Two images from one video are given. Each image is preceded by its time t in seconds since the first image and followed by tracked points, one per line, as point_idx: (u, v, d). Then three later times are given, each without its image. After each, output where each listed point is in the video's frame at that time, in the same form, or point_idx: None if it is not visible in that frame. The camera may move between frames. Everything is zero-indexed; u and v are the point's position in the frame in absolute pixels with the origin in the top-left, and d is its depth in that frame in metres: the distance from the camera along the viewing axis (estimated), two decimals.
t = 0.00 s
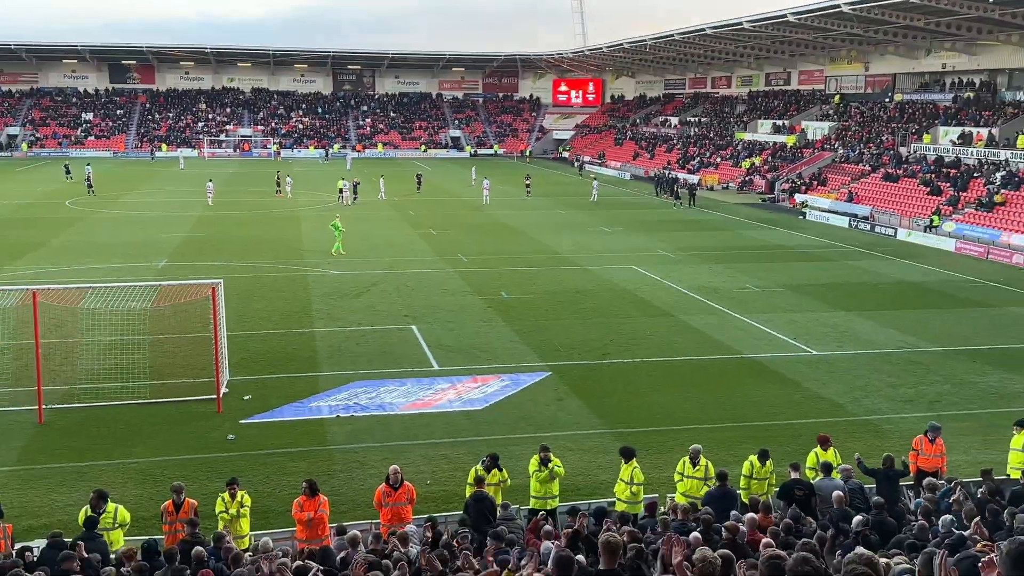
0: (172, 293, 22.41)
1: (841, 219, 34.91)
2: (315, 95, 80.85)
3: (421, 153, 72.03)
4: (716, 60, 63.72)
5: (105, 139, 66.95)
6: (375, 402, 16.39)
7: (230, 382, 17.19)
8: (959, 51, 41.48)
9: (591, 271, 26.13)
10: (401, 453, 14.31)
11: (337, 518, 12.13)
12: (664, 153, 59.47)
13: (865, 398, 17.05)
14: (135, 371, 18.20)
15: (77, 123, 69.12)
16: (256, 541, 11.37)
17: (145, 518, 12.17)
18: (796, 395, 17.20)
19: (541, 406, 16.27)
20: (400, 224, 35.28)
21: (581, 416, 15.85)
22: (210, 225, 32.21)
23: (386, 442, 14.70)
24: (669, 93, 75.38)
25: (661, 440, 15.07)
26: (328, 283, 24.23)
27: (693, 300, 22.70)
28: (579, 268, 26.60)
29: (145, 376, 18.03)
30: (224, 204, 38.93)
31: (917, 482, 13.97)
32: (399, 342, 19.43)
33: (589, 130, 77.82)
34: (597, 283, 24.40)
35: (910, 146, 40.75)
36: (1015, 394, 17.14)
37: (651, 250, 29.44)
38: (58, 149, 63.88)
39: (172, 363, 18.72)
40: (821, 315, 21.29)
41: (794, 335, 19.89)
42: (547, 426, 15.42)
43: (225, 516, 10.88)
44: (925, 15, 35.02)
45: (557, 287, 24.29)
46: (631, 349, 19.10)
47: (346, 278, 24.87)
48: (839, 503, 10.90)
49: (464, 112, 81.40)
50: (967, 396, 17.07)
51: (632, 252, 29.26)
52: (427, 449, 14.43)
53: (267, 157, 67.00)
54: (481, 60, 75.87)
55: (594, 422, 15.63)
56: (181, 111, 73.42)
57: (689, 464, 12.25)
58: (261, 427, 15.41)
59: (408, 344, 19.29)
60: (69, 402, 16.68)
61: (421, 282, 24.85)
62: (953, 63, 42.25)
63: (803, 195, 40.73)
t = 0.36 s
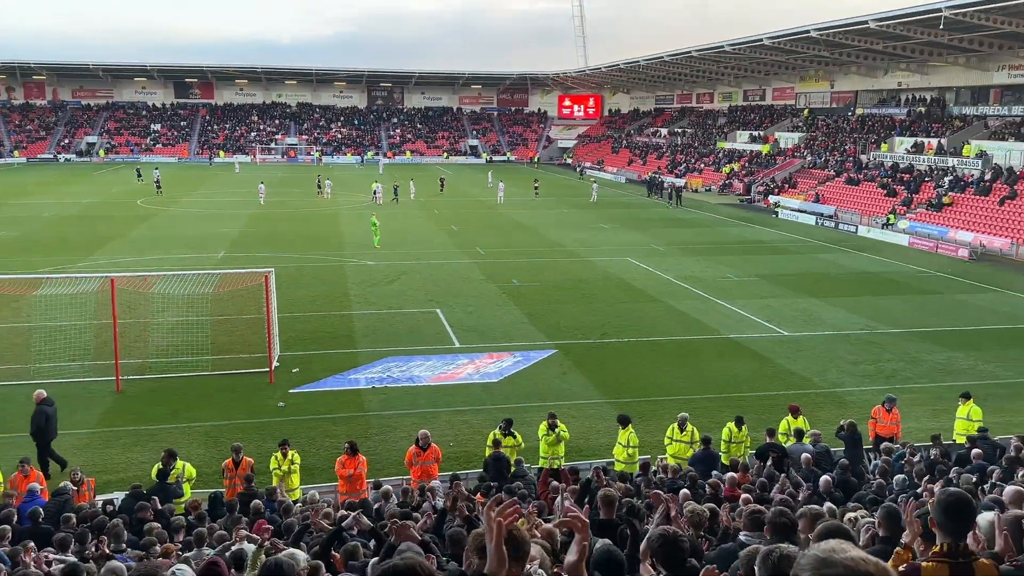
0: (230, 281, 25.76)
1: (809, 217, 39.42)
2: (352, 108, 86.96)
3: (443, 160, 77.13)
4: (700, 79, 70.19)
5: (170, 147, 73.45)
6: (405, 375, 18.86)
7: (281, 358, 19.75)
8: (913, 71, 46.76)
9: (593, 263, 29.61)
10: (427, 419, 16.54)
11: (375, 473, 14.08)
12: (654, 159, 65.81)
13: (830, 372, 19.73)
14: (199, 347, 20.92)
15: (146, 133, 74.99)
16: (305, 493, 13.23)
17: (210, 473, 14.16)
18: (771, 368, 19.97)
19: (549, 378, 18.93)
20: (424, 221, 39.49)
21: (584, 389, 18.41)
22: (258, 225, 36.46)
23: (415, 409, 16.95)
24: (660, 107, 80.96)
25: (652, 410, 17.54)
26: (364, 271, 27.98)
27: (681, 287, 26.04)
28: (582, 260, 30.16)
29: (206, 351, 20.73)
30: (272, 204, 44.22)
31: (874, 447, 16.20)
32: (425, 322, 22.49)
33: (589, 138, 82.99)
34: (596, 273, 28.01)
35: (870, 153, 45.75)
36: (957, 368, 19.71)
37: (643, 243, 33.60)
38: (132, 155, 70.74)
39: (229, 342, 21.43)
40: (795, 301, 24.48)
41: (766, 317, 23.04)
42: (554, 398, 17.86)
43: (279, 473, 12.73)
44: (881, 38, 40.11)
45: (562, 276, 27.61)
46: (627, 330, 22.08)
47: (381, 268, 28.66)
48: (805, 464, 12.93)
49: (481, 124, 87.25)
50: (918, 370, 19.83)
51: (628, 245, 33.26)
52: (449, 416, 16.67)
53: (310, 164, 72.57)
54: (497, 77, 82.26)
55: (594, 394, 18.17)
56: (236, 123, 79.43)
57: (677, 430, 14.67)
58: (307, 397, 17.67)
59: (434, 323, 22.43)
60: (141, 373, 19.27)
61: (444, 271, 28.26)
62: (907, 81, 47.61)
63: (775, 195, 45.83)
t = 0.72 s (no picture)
0: (251, 273, 27.85)
1: (775, 214, 43.83)
2: (361, 116, 89.81)
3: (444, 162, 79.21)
4: (677, 88, 74.66)
5: (196, 150, 76.38)
6: (411, 357, 20.44)
7: (298, 342, 21.19)
8: (871, 81, 51.05)
9: (581, 257, 32.14)
10: (431, 398, 17.75)
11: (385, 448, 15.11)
12: (636, 161, 69.97)
13: (796, 354, 20.69)
14: (223, 332, 22.34)
15: (174, 137, 77.97)
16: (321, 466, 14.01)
17: (236, 447, 14.90)
18: (741, 351, 20.98)
19: (543, 359, 20.41)
20: (425, 218, 41.99)
21: (575, 367, 19.79)
22: (272, 224, 38.99)
23: (420, 389, 18.21)
24: (640, 113, 84.60)
25: (637, 387, 18.46)
26: (373, 263, 30.48)
27: (661, 279, 28.58)
28: (571, 254, 32.68)
29: (232, 336, 22.03)
30: (286, 203, 47.24)
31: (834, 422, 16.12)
32: (429, 310, 24.74)
33: (577, 142, 85.91)
34: (585, 265, 30.68)
35: (832, 156, 49.96)
36: (913, 350, 20.96)
37: (625, 238, 36.57)
38: (160, 157, 73.52)
39: (252, 328, 22.72)
40: (764, 291, 26.83)
41: (739, 305, 25.26)
42: (546, 376, 19.14)
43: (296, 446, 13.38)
44: (842, 52, 44.35)
45: (552, 268, 30.03)
46: (611, 316, 24.11)
47: (390, 261, 31.01)
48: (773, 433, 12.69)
49: (479, 129, 90.24)
50: (873, 351, 20.95)
51: (611, 241, 36.04)
52: (451, 396, 17.89)
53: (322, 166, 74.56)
54: (494, 86, 86.04)
55: (584, 372, 19.47)
56: (255, 129, 82.10)
57: (656, 407, 14.59)
58: (322, 378, 18.85)
59: (436, 311, 24.58)
60: (172, 355, 20.46)
61: (443, 264, 30.54)
62: (865, 91, 52.38)
63: (746, 195, 50.21)
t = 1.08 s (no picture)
0: (244, 265, 28.01)
1: (765, 204, 44.18)
2: (353, 107, 89.76)
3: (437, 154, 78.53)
4: (668, 79, 74.75)
5: (188, 143, 76.27)
6: (404, 347, 20.62)
7: (290, 332, 21.34)
8: (859, 71, 51.29)
9: (573, 247, 32.36)
10: (424, 387, 17.98)
11: (377, 437, 15.36)
12: (627, 152, 70.12)
13: (784, 342, 20.90)
14: (216, 323, 22.48)
15: (167, 130, 77.80)
16: (314, 454, 14.25)
17: (229, 437, 15.11)
18: (730, 340, 21.18)
19: (534, 347, 20.63)
20: (420, 209, 42.10)
21: (566, 355, 20.01)
22: (267, 215, 39.13)
23: (413, 378, 18.46)
24: (632, 104, 84.85)
25: (627, 375, 18.67)
26: (366, 254, 30.65)
27: (652, 269, 28.82)
28: (563, 244, 32.91)
29: (224, 327, 22.16)
30: (280, 194, 47.34)
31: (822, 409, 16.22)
32: (422, 300, 24.90)
33: (569, 133, 86.01)
34: (576, 255, 30.94)
35: (821, 145, 50.18)
36: (900, 338, 21.19)
37: (617, 229, 36.79)
38: (152, 150, 73.39)
39: (243, 319, 22.84)
40: (754, 280, 27.12)
41: (729, 294, 25.51)
42: (537, 365, 19.34)
43: (290, 437, 13.64)
44: (830, 42, 44.59)
45: (544, 259, 30.24)
46: (602, 306, 24.33)
47: (382, 251, 31.18)
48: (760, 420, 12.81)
49: (471, 120, 90.20)
50: (860, 339, 21.16)
51: (604, 231, 36.25)
52: (444, 384, 18.12)
53: (315, 157, 74.61)
54: (486, 77, 86.06)
55: (574, 360, 19.69)
56: (248, 120, 82.08)
57: (647, 395, 14.71)
58: (315, 368, 19.07)
59: (429, 302, 24.74)
60: (166, 347, 20.59)
61: (437, 255, 30.71)
62: (854, 81, 52.20)
63: (736, 184, 50.50)
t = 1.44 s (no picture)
0: (244, 257, 28.02)
1: (766, 192, 44.12)
2: (352, 97, 89.57)
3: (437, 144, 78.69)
4: (668, 67, 74.45)
5: (187, 135, 76.14)
6: (405, 338, 20.63)
7: (292, 324, 21.35)
8: (860, 57, 51.08)
9: (574, 236, 32.35)
10: (426, 377, 18.01)
11: (380, 427, 15.40)
12: (627, 140, 69.97)
13: (785, 330, 20.89)
14: (217, 315, 22.50)
15: (166, 121, 77.60)
16: (316, 445, 14.27)
17: (231, 429, 15.15)
18: (731, 328, 21.19)
19: (535, 337, 20.63)
20: (420, 199, 42.05)
21: (567, 345, 20.01)
22: (268, 207, 39.13)
23: (415, 369, 18.48)
24: (632, 92, 84.61)
25: (629, 364, 18.69)
26: (367, 245, 30.65)
27: (653, 257, 28.81)
28: (564, 234, 32.89)
29: (225, 319, 22.18)
30: (281, 186, 47.32)
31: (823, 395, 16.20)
32: (423, 291, 24.92)
33: (569, 122, 85.78)
34: (577, 244, 30.94)
35: (822, 132, 50.00)
36: (902, 324, 21.16)
37: (618, 217, 36.76)
38: (152, 142, 73.27)
39: (245, 311, 22.86)
40: (754, 268, 27.11)
41: (730, 282, 25.51)
42: (538, 355, 19.35)
43: (293, 428, 13.66)
44: (831, 28, 44.40)
45: (545, 248, 30.23)
46: (604, 295, 24.33)
47: (382, 242, 31.20)
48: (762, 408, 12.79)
49: (471, 109, 89.96)
50: (861, 326, 21.15)
51: (605, 219, 36.24)
52: (445, 375, 18.15)
53: (315, 148, 74.47)
54: (485, 66, 85.77)
55: (575, 349, 19.69)
56: (247, 112, 81.94)
57: (648, 383, 14.71)
58: (316, 359, 19.09)
59: (430, 293, 24.73)
60: (168, 339, 20.62)
61: (438, 245, 30.72)
62: (855, 66, 52.00)
63: (737, 172, 50.41)
